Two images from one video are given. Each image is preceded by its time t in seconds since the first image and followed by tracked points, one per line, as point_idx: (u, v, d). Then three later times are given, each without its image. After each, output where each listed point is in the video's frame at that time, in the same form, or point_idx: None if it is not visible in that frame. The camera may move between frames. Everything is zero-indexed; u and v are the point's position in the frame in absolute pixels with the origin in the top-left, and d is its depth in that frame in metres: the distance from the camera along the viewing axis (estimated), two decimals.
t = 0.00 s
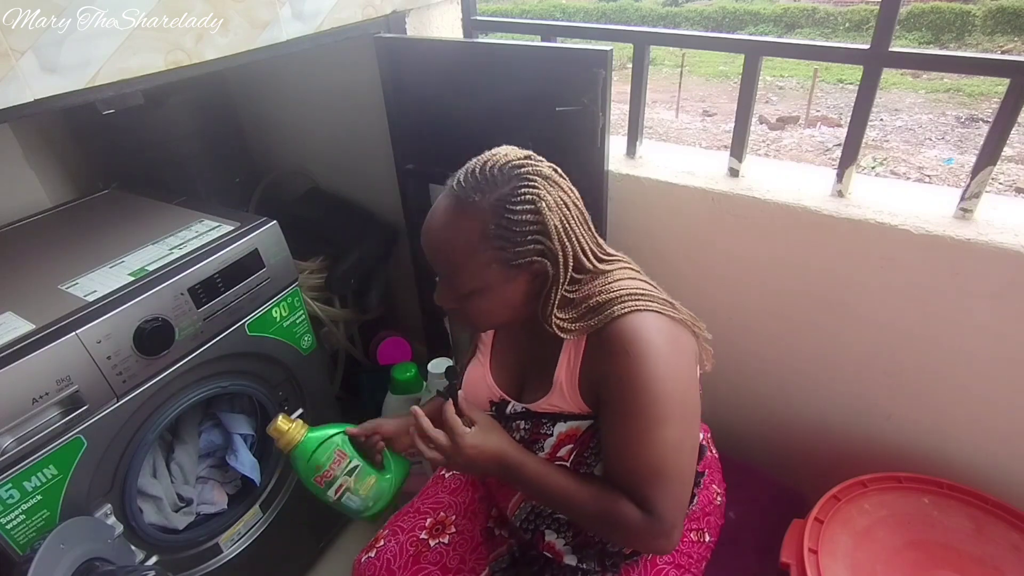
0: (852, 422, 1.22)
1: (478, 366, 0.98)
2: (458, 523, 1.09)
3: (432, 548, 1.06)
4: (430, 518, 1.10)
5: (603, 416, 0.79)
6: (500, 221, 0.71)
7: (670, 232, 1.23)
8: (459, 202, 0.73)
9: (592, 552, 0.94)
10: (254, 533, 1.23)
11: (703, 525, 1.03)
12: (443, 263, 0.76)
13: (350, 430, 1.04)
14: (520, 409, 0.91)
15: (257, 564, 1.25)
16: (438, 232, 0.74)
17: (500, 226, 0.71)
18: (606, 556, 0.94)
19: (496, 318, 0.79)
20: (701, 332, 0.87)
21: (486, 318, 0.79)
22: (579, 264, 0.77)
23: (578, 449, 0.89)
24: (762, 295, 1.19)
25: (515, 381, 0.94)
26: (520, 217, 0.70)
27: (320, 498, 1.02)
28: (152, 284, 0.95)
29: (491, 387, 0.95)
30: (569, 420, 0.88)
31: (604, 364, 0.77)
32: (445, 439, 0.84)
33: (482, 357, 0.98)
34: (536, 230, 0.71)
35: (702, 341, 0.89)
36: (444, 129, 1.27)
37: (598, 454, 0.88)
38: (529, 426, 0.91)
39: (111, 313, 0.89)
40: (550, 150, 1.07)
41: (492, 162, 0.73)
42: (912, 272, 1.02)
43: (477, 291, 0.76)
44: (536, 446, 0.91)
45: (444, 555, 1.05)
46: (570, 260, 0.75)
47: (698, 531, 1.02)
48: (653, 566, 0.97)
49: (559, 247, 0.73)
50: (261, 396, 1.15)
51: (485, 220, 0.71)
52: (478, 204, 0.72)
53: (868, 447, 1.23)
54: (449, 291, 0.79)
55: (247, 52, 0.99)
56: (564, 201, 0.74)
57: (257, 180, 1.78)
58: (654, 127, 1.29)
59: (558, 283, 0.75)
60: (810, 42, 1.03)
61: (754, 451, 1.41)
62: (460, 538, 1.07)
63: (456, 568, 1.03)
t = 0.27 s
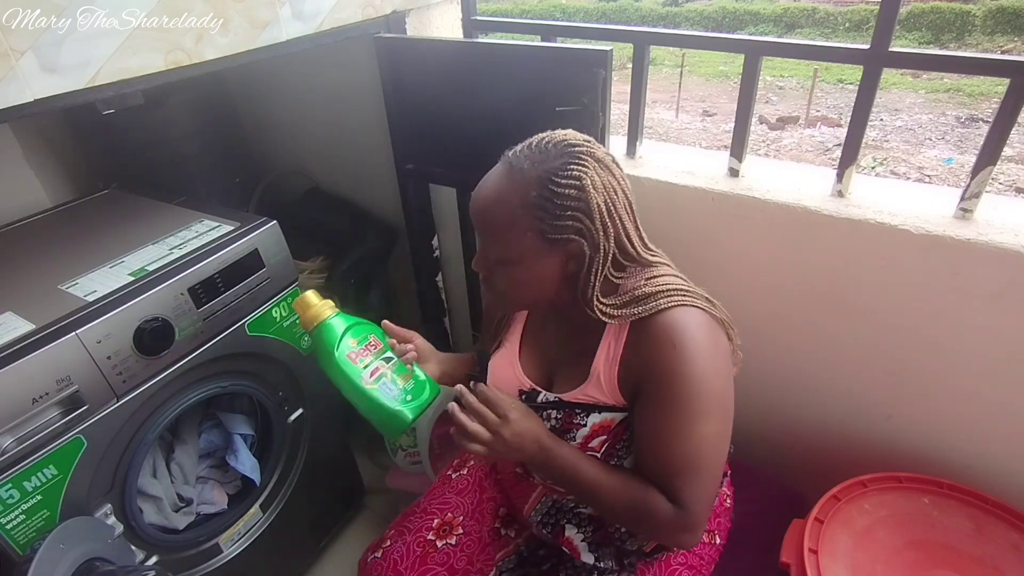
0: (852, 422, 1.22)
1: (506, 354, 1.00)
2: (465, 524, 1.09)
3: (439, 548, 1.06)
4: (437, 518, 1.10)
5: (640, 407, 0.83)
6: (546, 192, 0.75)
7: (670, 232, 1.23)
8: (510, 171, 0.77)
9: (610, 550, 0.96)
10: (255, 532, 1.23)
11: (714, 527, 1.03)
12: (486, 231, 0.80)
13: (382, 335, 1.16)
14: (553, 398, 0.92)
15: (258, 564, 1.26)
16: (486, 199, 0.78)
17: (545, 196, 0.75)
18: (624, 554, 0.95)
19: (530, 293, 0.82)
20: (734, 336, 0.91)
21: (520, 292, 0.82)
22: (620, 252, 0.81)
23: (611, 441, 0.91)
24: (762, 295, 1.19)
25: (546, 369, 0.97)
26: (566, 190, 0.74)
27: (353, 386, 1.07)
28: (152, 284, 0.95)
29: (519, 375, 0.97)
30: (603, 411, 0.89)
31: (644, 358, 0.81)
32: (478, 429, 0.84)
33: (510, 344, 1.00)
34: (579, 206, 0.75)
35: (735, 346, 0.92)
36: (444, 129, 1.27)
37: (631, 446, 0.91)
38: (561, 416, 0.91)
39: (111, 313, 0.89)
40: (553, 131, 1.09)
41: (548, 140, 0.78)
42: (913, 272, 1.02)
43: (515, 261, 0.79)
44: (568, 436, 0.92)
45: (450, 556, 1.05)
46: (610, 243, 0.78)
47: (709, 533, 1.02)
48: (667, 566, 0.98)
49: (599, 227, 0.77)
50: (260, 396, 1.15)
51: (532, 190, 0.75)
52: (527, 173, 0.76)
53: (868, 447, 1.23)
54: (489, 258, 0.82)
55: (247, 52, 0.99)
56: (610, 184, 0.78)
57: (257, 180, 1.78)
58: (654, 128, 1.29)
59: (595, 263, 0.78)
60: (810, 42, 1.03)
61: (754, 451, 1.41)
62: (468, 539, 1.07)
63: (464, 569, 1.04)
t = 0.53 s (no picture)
0: (853, 423, 1.22)
1: (529, 349, 1.00)
2: (470, 523, 1.08)
3: (443, 547, 1.05)
4: (442, 517, 1.08)
5: (675, 398, 0.84)
6: (591, 165, 0.78)
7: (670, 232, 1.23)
8: (557, 149, 0.81)
9: (622, 549, 0.98)
10: (254, 533, 1.23)
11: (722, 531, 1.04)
12: (526, 206, 0.82)
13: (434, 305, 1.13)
14: (582, 393, 0.91)
15: (258, 564, 1.26)
16: (531, 174, 0.81)
17: (590, 168, 0.78)
18: (637, 554, 0.97)
19: (567, 274, 0.83)
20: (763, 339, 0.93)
21: (558, 272, 0.83)
22: (659, 239, 0.84)
23: (641, 436, 0.91)
24: (762, 294, 1.19)
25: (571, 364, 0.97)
26: (610, 164, 0.78)
27: (381, 345, 1.05)
28: (152, 284, 0.95)
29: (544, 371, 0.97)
30: (634, 406, 0.89)
31: (683, 348, 0.83)
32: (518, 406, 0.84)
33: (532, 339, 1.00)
34: (621, 181, 0.78)
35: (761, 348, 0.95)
36: (443, 129, 1.27)
37: (659, 442, 0.91)
38: (591, 411, 0.91)
39: (111, 312, 0.89)
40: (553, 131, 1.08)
41: (594, 124, 0.82)
42: (913, 271, 1.02)
43: (555, 235, 0.81)
44: (598, 430, 0.92)
45: (455, 555, 1.04)
46: (650, 223, 0.81)
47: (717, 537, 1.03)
48: (678, 569, 0.97)
49: (641, 205, 0.79)
50: (261, 396, 1.15)
51: (578, 164, 0.78)
52: (572, 150, 0.80)
53: (868, 447, 1.23)
54: (528, 235, 0.84)
55: (247, 52, 0.99)
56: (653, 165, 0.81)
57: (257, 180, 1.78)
58: (654, 128, 1.28)
59: (634, 240, 0.81)
60: (810, 42, 1.03)
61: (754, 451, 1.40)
62: (473, 538, 1.07)
63: (468, 568, 1.04)
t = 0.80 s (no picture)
0: (854, 423, 1.22)
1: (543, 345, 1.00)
2: (471, 519, 1.08)
3: (443, 542, 1.05)
4: (442, 512, 1.09)
5: (689, 397, 0.85)
6: (623, 157, 0.78)
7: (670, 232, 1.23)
8: (588, 141, 0.82)
9: (626, 548, 0.97)
10: (254, 533, 1.23)
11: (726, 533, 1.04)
12: (555, 196, 0.82)
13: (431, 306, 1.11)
14: (597, 388, 0.91)
15: (258, 564, 1.25)
16: (561, 164, 0.81)
17: (622, 160, 0.78)
18: (642, 554, 0.97)
19: (594, 266, 0.83)
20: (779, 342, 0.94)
21: (583, 264, 0.83)
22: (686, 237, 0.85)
23: (654, 434, 0.90)
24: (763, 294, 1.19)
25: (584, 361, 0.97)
26: (642, 156, 0.78)
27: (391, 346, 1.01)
28: (151, 284, 0.95)
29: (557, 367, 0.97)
30: (648, 404, 0.88)
31: (700, 347, 0.83)
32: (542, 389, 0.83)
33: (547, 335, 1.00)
34: (653, 173, 0.78)
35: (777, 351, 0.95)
36: (443, 129, 1.27)
37: (673, 441, 0.90)
38: (605, 406, 0.90)
39: (111, 313, 0.89)
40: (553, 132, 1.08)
41: (622, 120, 0.83)
42: (913, 271, 1.02)
43: (583, 225, 0.80)
44: (612, 426, 0.91)
45: (454, 550, 1.05)
46: (679, 217, 0.82)
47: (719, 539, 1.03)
48: (679, 569, 0.97)
49: (670, 198, 0.80)
50: (261, 396, 1.15)
51: (610, 156, 0.79)
52: (603, 142, 0.80)
53: (869, 447, 1.23)
54: (554, 226, 0.84)
55: (247, 52, 0.99)
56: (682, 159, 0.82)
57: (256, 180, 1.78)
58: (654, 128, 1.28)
59: (664, 233, 0.81)
60: (810, 42, 1.03)
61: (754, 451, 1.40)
62: (473, 534, 1.07)
63: (467, 563, 1.04)
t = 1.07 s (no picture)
0: (854, 423, 1.22)
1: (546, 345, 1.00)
2: (471, 518, 1.08)
3: (443, 541, 1.05)
4: (442, 511, 1.09)
5: (692, 398, 0.85)
6: (635, 161, 0.78)
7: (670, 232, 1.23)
8: (597, 143, 0.81)
9: (626, 548, 0.97)
10: (254, 533, 1.23)
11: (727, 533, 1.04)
12: (564, 199, 0.81)
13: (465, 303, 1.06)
14: (600, 388, 0.91)
15: (258, 564, 1.25)
16: (571, 167, 0.81)
17: (633, 164, 0.78)
18: (642, 554, 0.97)
19: (603, 269, 0.82)
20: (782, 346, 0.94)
21: (593, 267, 0.82)
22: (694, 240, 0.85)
23: (657, 434, 0.90)
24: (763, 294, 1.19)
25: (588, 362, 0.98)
26: (653, 160, 0.78)
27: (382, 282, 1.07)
28: (152, 284, 0.95)
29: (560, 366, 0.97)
30: (651, 404, 0.89)
31: (704, 348, 0.84)
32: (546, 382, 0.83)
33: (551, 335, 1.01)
34: (664, 177, 0.79)
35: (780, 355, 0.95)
36: (443, 129, 1.27)
37: (676, 441, 0.90)
38: (608, 406, 0.90)
39: (111, 313, 0.89)
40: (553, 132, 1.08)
41: (630, 123, 0.83)
42: (914, 272, 1.02)
43: (594, 228, 0.80)
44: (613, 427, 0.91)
45: (454, 549, 1.05)
46: (688, 221, 0.82)
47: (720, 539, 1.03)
48: (679, 569, 0.98)
49: (681, 202, 0.80)
50: (261, 396, 1.15)
51: (622, 160, 0.78)
52: (613, 145, 0.80)
53: (869, 447, 1.23)
54: (563, 228, 0.83)
55: (247, 52, 0.99)
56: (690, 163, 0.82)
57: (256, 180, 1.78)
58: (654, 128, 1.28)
59: (673, 237, 0.81)
60: (811, 42, 1.03)
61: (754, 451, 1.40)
62: (473, 534, 1.07)
63: (466, 562, 1.04)
